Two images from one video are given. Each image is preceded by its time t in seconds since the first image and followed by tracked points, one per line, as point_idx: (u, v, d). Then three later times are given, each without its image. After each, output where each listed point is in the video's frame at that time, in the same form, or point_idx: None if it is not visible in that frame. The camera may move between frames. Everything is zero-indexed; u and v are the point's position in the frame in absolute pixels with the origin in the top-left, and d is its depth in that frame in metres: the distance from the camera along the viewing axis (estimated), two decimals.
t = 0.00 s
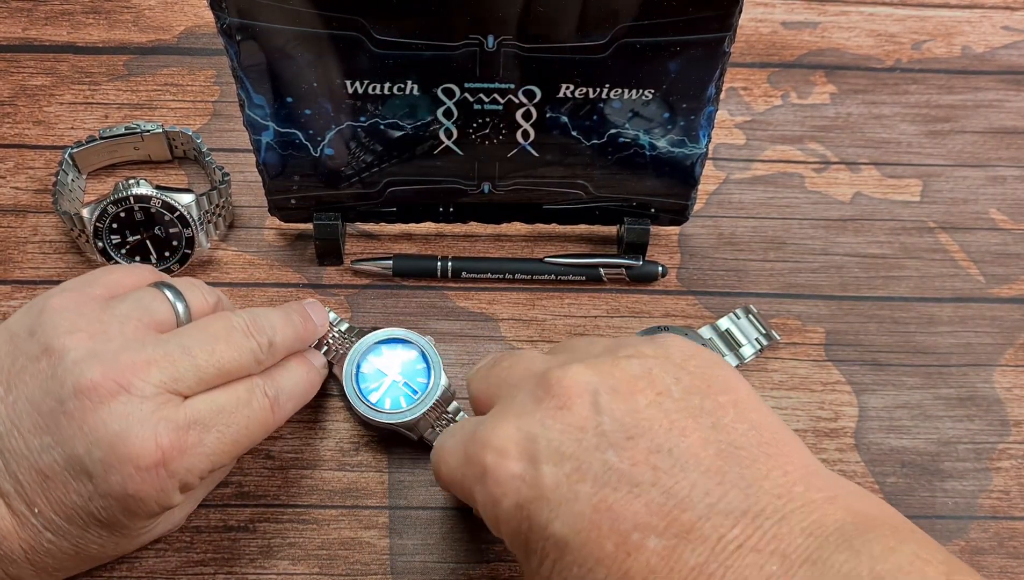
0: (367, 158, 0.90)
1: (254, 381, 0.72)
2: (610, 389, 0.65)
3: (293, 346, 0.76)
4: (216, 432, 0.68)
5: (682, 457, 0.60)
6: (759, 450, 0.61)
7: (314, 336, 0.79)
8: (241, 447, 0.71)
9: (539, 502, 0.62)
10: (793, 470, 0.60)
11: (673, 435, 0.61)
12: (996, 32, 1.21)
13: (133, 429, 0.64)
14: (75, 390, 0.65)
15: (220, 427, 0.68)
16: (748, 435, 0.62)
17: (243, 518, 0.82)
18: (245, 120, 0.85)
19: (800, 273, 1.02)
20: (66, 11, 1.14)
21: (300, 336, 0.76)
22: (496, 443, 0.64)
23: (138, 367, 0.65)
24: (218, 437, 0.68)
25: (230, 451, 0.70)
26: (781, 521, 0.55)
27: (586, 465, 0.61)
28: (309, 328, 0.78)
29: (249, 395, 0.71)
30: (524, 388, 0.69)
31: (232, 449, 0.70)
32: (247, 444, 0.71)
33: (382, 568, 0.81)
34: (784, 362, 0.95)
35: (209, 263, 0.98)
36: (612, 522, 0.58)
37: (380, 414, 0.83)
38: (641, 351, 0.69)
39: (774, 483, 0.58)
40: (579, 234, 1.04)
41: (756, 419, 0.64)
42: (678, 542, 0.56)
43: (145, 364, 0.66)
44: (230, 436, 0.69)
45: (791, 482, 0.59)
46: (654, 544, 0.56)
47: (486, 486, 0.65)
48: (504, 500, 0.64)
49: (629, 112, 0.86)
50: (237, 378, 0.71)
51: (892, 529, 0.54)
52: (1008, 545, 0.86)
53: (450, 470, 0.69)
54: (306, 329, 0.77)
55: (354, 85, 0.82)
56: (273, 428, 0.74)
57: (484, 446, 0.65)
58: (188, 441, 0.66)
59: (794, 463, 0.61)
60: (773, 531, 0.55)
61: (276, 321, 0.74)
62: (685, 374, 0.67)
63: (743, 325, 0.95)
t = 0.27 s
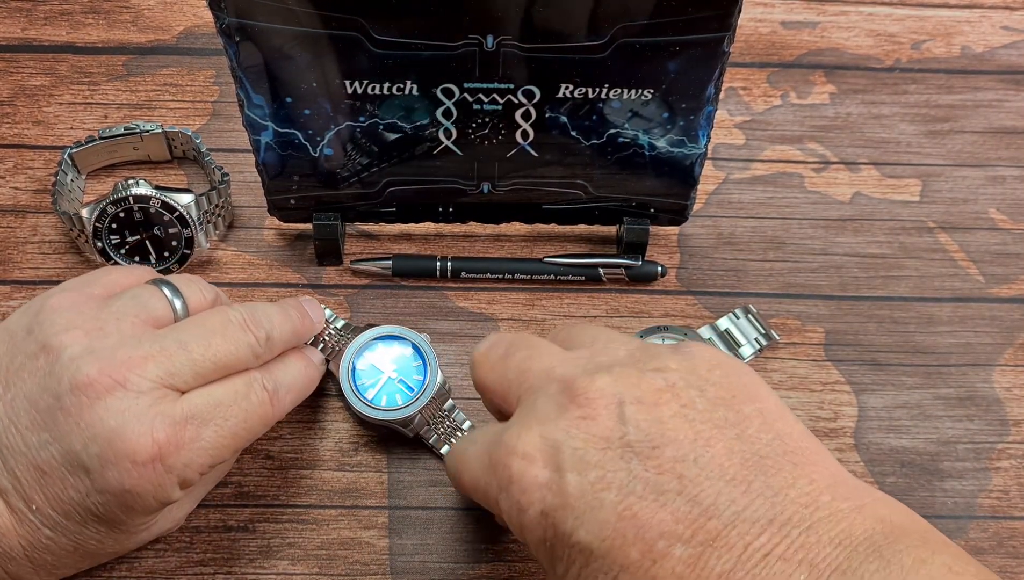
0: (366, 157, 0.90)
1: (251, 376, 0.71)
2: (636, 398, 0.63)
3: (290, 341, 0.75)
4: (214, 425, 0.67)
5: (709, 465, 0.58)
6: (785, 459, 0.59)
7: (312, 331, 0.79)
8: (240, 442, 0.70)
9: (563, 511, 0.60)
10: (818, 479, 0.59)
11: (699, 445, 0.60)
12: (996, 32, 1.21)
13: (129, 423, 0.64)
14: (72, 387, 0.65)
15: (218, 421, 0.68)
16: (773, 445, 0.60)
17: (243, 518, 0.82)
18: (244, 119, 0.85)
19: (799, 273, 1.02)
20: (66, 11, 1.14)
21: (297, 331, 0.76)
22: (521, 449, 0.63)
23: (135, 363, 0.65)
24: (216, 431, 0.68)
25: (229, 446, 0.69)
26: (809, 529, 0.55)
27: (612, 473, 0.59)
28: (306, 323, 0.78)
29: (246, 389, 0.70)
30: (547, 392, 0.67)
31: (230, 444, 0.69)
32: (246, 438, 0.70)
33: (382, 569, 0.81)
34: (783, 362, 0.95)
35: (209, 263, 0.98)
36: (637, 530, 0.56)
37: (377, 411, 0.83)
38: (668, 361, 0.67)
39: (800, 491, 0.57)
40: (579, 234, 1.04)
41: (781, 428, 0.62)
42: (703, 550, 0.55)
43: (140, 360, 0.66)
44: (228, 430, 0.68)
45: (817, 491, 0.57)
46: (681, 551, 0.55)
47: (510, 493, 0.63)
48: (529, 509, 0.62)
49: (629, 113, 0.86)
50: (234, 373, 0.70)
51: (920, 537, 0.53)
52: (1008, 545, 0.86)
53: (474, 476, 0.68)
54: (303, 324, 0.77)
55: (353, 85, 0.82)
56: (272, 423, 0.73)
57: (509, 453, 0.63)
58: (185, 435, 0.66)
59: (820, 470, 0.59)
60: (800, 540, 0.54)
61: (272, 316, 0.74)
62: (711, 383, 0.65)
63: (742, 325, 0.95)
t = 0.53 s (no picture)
0: (366, 157, 0.90)
1: (250, 377, 0.72)
2: (621, 391, 0.64)
3: (290, 341, 0.76)
4: (213, 426, 0.68)
5: (691, 455, 0.59)
6: (771, 449, 0.59)
7: (312, 331, 0.79)
8: (239, 442, 0.70)
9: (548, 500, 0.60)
10: (808, 468, 0.58)
11: (682, 435, 0.60)
12: (996, 32, 1.21)
13: (129, 424, 0.64)
14: (72, 388, 0.65)
15: (217, 422, 0.68)
16: (759, 435, 0.60)
17: (243, 518, 0.83)
18: (244, 120, 0.85)
19: (799, 273, 1.02)
20: (66, 11, 1.14)
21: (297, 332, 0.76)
22: (509, 440, 0.64)
23: (134, 364, 0.66)
24: (215, 431, 0.68)
25: (228, 446, 0.69)
26: (793, 518, 0.53)
27: (597, 461, 0.60)
28: (307, 324, 0.78)
29: (245, 390, 0.70)
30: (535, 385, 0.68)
31: (229, 445, 0.69)
32: (244, 438, 0.70)
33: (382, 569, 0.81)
34: (783, 362, 0.95)
35: (209, 263, 0.98)
36: (621, 517, 0.56)
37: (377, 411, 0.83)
38: (655, 356, 0.68)
39: (786, 481, 0.56)
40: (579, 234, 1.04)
41: (769, 419, 0.62)
42: (689, 536, 0.54)
43: (140, 361, 0.66)
44: (227, 431, 0.68)
45: (805, 480, 0.56)
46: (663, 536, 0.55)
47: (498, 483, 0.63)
48: (517, 499, 0.62)
49: (629, 113, 0.86)
50: (233, 374, 0.71)
51: (909, 527, 0.52)
52: (1008, 545, 0.86)
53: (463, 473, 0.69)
54: (303, 325, 0.77)
55: (353, 85, 0.82)
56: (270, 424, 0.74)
57: (497, 445, 0.64)
58: (185, 436, 0.66)
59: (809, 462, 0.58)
60: (785, 527, 0.53)
61: (272, 316, 0.74)
62: (696, 377, 0.65)
63: (742, 325, 0.95)
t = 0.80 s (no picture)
0: (367, 158, 0.90)
1: (251, 378, 0.72)
2: (630, 378, 0.64)
3: (291, 342, 0.76)
4: (215, 427, 0.68)
5: (702, 439, 0.58)
6: (779, 436, 0.59)
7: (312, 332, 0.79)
8: (240, 443, 0.70)
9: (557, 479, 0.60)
10: (817, 457, 0.57)
11: (692, 420, 0.60)
12: (996, 32, 1.21)
13: (130, 424, 0.64)
14: (72, 389, 0.65)
15: (218, 422, 0.68)
16: (769, 424, 0.60)
17: (243, 518, 0.83)
18: (245, 120, 0.85)
19: (799, 273, 1.02)
20: (66, 11, 1.14)
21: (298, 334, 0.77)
22: (519, 421, 0.64)
23: (135, 364, 0.66)
24: (217, 431, 0.68)
25: (229, 446, 0.69)
26: (803, 503, 0.53)
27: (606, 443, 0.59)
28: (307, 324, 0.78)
29: (246, 390, 0.70)
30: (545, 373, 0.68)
31: (230, 444, 0.69)
32: (245, 439, 0.70)
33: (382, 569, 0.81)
34: (783, 362, 0.95)
35: (210, 263, 0.98)
36: (629, 496, 0.56)
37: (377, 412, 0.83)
38: (664, 347, 0.68)
39: (795, 467, 0.56)
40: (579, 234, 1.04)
41: (777, 409, 0.62)
42: (696, 517, 0.54)
43: (142, 362, 0.66)
44: (229, 431, 0.68)
45: (813, 467, 0.56)
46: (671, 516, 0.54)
47: (508, 464, 0.63)
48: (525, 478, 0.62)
49: (629, 113, 0.86)
50: (234, 375, 0.71)
51: (919, 518, 0.50)
52: (1008, 545, 0.86)
53: (473, 461, 0.69)
54: (304, 326, 0.78)
55: (354, 85, 0.82)
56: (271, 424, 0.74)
57: (507, 428, 0.64)
58: (186, 436, 0.66)
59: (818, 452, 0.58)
60: (796, 513, 0.52)
61: (273, 317, 0.74)
62: (706, 367, 0.65)
63: (742, 325, 0.95)
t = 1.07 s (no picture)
0: (367, 158, 0.90)
1: (248, 376, 0.71)
2: (637, 377, 0.64)
3: (288, 341, 0.76)
4: (212, 424, 0.68)
5: (708, 438, 0.58)
6: (784, 437, 0.59)
7: (311, 331, 0.79)
8: (237, 440, 0.70)
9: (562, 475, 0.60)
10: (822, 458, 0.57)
11: (697, 419, 0.60)
12: (996, 32, 1.21)
13: (127, 422, 0.64)
14: (69, 388, 0.65)
15: (215, 419, 0.68)
16: (774, 424, 0.60)
17: (243, 518, 0.83)
18: (244, 120, 0.85)
19: (799, 273, 1.02)
20: (65, 11, 1.14)
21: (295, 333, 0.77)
22: (525, 418, 0.63)
23: (131, 363, 0.66)
24: (214, 429, 0.68)
25: (227, 443, 0.69)
26: (809, 504, 0.53)
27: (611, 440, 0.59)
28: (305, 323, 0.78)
29: (243, 388, 0.70)
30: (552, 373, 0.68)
31: (227, 442, 0.69)
32: (243, 436, 0.70)
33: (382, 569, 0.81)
34: (783, 362, 0.95)
35: (210, 263, 0.98)
36: (634, 493, 0.56)
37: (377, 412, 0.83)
38: (671, 348, 0.68)
39: (800, 468, 0.56)
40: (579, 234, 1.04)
41: (783, 410, 0.62)
42: (702, 515, 0.54)
43: (138, 360, 0.66)
44: (225, 428, 0.68)
45: (819, 468, 0.56)
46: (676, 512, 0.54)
47: (512, 462, 0.63)
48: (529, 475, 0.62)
49: (629, 113, 0.86)
50: (231, 373, 0.71)
51: (925, 520, 0.51)
52: (1008, 545, 0.86)
53: (478, 459, 0.68)
54: (302, 325, 0.77)
55: (354, 85, 0.82)
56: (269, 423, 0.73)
57: (512, 425, 0.64)
58: (183, 434, 0.66)
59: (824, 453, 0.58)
60: (802, 513, 0.53)
61: (270, 315, 0.74)
62: (714, 367, 0.65)
63: (742, 325, 0.95)
